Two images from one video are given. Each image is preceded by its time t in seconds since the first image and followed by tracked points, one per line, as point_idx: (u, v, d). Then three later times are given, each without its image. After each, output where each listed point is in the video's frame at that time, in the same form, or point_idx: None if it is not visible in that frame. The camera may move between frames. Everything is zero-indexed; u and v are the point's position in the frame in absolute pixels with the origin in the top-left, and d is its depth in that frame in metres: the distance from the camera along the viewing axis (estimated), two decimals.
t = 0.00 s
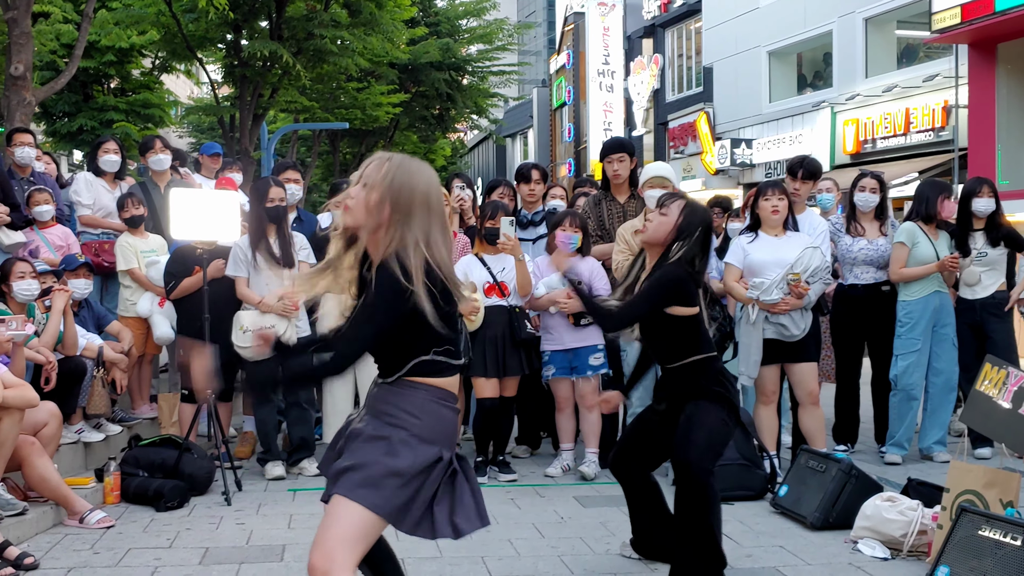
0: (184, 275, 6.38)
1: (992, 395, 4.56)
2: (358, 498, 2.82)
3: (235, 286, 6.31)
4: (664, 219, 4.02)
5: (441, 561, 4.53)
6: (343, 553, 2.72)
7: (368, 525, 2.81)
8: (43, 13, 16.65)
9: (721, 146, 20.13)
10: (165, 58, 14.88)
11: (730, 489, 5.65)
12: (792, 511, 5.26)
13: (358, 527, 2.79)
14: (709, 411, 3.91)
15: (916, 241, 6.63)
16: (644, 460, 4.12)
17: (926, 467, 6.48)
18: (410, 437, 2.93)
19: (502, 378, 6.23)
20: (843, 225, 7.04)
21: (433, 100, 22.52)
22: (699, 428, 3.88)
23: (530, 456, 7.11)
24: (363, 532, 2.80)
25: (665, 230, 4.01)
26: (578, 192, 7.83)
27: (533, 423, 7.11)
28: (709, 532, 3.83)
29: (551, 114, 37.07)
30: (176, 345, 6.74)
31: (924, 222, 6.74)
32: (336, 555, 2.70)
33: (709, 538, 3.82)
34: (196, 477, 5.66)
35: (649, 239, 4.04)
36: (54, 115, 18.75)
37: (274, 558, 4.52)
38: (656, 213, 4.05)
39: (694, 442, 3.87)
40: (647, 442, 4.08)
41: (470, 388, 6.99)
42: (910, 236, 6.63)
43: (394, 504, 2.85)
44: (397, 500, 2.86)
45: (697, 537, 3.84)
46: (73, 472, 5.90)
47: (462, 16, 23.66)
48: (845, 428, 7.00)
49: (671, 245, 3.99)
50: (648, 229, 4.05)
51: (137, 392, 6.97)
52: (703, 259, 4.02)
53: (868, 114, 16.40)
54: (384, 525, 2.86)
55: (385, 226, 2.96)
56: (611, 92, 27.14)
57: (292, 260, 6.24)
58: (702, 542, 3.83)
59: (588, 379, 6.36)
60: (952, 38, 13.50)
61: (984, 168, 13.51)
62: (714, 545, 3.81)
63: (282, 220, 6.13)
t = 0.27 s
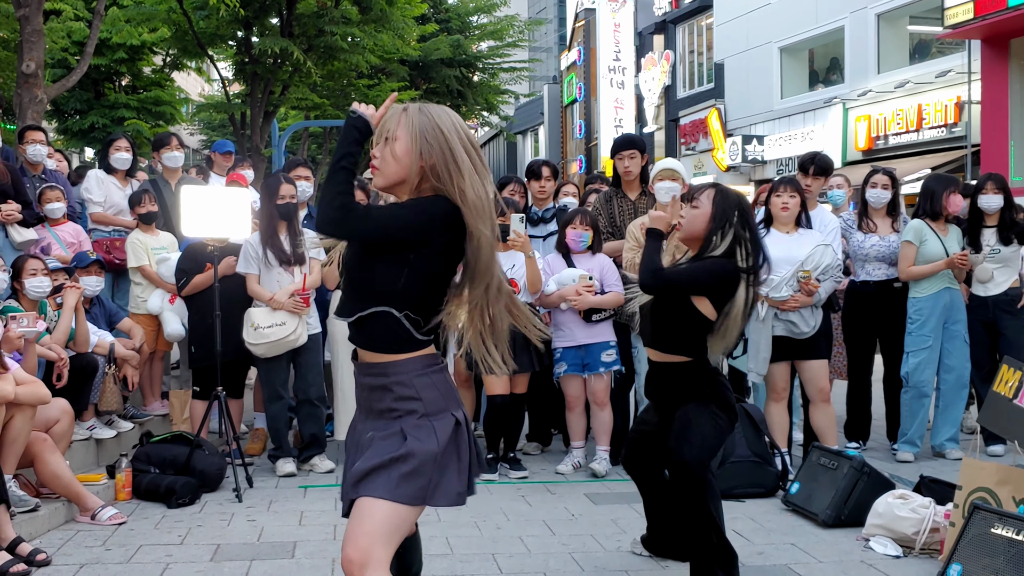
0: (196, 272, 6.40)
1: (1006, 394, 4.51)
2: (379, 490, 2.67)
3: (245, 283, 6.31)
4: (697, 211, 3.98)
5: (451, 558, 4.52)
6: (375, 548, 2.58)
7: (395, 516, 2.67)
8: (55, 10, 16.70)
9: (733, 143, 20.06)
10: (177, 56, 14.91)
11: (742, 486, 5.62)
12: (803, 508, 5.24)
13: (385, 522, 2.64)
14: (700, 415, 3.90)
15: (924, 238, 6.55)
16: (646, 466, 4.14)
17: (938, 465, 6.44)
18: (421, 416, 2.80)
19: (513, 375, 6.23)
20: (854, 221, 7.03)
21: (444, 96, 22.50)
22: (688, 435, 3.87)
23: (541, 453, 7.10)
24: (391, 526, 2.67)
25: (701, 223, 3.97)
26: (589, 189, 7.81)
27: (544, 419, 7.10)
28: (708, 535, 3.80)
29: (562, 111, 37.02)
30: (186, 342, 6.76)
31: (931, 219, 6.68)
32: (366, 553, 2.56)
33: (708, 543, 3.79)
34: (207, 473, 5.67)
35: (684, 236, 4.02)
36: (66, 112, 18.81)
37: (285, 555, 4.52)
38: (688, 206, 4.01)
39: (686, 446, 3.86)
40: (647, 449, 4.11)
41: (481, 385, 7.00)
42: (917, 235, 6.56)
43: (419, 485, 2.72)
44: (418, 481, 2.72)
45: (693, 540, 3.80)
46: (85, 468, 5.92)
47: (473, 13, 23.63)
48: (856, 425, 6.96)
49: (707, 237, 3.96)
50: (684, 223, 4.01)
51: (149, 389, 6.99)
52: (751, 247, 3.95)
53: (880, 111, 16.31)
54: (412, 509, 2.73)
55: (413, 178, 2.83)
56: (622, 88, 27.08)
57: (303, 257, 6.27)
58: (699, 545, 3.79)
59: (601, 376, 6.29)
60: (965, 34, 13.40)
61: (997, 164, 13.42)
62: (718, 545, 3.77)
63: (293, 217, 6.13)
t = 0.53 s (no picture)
0: (204, 269, 6.38)
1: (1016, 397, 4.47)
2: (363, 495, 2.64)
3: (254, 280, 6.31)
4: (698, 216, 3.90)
5: (460, 555, 4.52)
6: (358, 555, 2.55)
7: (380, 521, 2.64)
8: (63, 9, 16.75)
9: (741, 139, 20.01)
10: (185, 54, 14.94)
11: (749, 483, 5.61)
12: (811, 506, 5.22)
13: (367, 531, 2.60)
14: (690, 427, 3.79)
15: (927, 236, 6.54)
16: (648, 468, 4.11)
17: (947, 462, 6.41)
18: (407, 422, 2.73)
19: (520, 371, 6.24)
20: (863, 218, 7.03)
21: (451, 93, 22.50)
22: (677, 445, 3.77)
23: (548, 450, 7.08)
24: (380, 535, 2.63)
25: (704, 228, 3.90)
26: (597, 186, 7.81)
27: (552, 417, 7.08)
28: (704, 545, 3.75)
29: (570, 107, 36.97)
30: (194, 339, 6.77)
31: (934, 216, 6.66)
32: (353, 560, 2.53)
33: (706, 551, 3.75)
34: (216, 470, 5.68)
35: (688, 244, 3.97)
36: (75, 111, 18.86)
37: (293, 552, 4.52)
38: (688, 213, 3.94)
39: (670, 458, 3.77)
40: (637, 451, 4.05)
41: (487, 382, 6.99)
42: (920, 232, 6.54)
43: (402, 493, 2.66)
44: (404, 488, 2.66)
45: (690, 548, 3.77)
46: (94, 465, 5.94)
47: (480, 10, 23.58)
48: (865, 422, 6.93)
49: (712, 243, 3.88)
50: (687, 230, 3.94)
51: (157, 386, 7.01)
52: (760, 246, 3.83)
53: (888, 107, 16.24)
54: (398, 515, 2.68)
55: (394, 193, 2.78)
56: (630, 85, 27.03)
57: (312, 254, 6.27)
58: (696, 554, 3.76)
59: (608, 373, 6.28)
60: (974, 29, 13.33)
61: (1006, 160, 13.34)
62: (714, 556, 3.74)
63: (301, 214, 6.17)
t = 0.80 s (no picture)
0: (213, 266, 6.40)
1: None
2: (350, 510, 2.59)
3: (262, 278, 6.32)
4: (689, 189, 3.96)
5: (467, 553, 4.52)
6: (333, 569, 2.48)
7: (362, 539, 2.57)
8: (72, 5, 16.79)
9: (749, 137, 19.97)
10: (194, 51, 14.96)
11: (758, 482, 5.59)
12: (819, 504, 5.20)
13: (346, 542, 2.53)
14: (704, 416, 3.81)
15: (933, 234, 6.52)
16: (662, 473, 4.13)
17: (955, 461, 6.38)
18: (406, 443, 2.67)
19: (528, 369, 6.22)
20: (872, 216, 7.00)
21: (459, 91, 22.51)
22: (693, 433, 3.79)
23: (556, 448, 7.07)
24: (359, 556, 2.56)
25: (695, 200, 3.95)
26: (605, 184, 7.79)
27: (560, 414, 7.07)
28: (728, 535, 3.68)
29: (579, 105, 36.95)
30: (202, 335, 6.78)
31: (939, 214, 6.64)
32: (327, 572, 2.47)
33: (728, 542, 3.67)
34: (224, 467, 5.70)
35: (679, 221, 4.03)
36: (84, 108, 18.92)
37: (301, 549, 4.53)
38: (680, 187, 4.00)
39: (688, 448, 3.79)
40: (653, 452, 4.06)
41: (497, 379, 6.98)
42: (926, 230, 6.53)
43: (389, 513, 2.59)
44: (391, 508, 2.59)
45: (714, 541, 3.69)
46: (103, 462, 5.95)
47: (488, 7, 23.46)
48: (873, 420, 6.91)
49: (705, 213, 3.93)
50: (680, 205, 4.00)
51: (166, 382, 7.02)
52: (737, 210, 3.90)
53: (897, 105, 16.18)
54: (383, 535, 2.61)
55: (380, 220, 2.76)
56: (638, 82, 26.99)
57: (321, 251, 6.27)
58: (720, 549, 3.68)
59: (616, 371, 6.27)
60: (984, 27, 13.26)
61: (1016, 158, 13.29)
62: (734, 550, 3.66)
63: (309, 212, 6.13)
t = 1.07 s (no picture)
0: (216, 264, 6.41)
1: None
2: (383, 505, 2.58)
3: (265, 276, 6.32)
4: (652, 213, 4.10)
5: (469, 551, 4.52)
6: (360, 563, 2.48)
7: (391, 537, 2.56)
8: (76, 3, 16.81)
9: (752, 136, 19.96)
10: (197, 49, 14.97)
11: (760, 481, 5.60)
12: (821, 503, 5.20)
13: (377, 538, 2.54)
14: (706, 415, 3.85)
15: (935, 233, 6.51)
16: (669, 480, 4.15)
17: (957, 461, 6.37)
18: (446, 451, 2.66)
19: (529, 368, 6.22)
20: (874, 215, 6.98)
21: (462, 89, 22.51)
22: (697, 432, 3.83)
23: (558, 447, 7.06)
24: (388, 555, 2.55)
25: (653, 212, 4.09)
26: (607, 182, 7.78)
27: (562, 413, 7.07)
28: (732, 533, 3.62)
29: (582, 104, 36.92)
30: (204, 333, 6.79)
31: (942, 214, 6.65)
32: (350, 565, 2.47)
33: (732, 538, 3.62)
34: (226, 465, 5.70)
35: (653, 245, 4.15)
36: (87, 105, 18.95)
37: (303, 546, 4.53)
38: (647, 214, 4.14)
39: (691, 447, 3.82)
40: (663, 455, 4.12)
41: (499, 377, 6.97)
42: (928, 230, 6.53)
43: (423, 514, 2.58)
44: (425, 509, 2.59)
45: (716, 538, 3.64)
46: (105, 459, 5.96)
47: (491, 5, 23.45)
48: (875, 420, 6.90)
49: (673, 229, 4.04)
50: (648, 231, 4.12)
51: (168, 380, 7.03)
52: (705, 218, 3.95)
53: (901, 104, 16.16)
54: (415, 535, 2.60)
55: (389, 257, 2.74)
56: (641, 81, 26.98)
57: (323, 250, 6.27)
58: (723, 547, 3.62)
59: (617, 369, 6.27)
60: (988, 27, 13.24)
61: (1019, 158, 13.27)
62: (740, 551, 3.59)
63: (312, 210, 6.13)
